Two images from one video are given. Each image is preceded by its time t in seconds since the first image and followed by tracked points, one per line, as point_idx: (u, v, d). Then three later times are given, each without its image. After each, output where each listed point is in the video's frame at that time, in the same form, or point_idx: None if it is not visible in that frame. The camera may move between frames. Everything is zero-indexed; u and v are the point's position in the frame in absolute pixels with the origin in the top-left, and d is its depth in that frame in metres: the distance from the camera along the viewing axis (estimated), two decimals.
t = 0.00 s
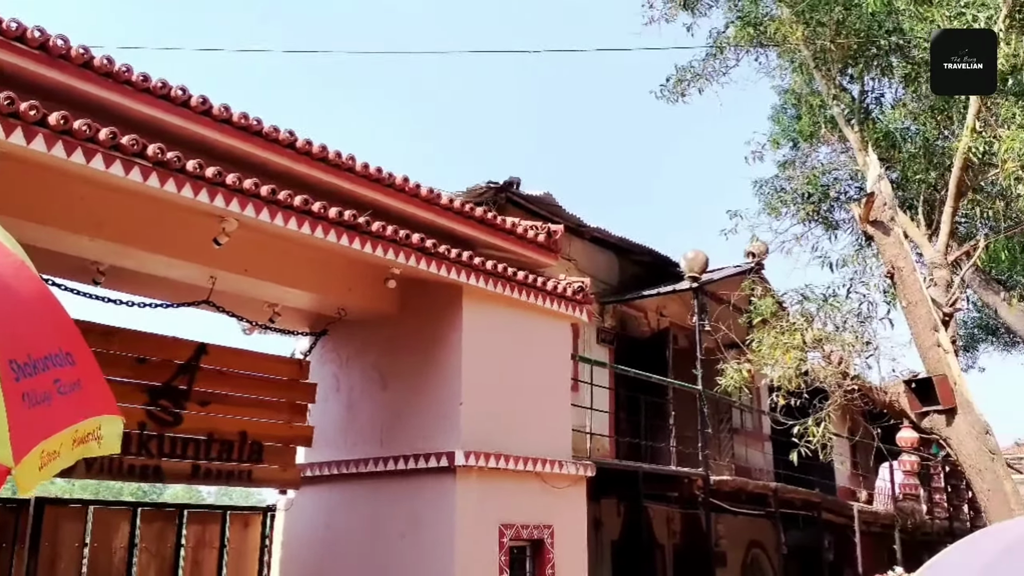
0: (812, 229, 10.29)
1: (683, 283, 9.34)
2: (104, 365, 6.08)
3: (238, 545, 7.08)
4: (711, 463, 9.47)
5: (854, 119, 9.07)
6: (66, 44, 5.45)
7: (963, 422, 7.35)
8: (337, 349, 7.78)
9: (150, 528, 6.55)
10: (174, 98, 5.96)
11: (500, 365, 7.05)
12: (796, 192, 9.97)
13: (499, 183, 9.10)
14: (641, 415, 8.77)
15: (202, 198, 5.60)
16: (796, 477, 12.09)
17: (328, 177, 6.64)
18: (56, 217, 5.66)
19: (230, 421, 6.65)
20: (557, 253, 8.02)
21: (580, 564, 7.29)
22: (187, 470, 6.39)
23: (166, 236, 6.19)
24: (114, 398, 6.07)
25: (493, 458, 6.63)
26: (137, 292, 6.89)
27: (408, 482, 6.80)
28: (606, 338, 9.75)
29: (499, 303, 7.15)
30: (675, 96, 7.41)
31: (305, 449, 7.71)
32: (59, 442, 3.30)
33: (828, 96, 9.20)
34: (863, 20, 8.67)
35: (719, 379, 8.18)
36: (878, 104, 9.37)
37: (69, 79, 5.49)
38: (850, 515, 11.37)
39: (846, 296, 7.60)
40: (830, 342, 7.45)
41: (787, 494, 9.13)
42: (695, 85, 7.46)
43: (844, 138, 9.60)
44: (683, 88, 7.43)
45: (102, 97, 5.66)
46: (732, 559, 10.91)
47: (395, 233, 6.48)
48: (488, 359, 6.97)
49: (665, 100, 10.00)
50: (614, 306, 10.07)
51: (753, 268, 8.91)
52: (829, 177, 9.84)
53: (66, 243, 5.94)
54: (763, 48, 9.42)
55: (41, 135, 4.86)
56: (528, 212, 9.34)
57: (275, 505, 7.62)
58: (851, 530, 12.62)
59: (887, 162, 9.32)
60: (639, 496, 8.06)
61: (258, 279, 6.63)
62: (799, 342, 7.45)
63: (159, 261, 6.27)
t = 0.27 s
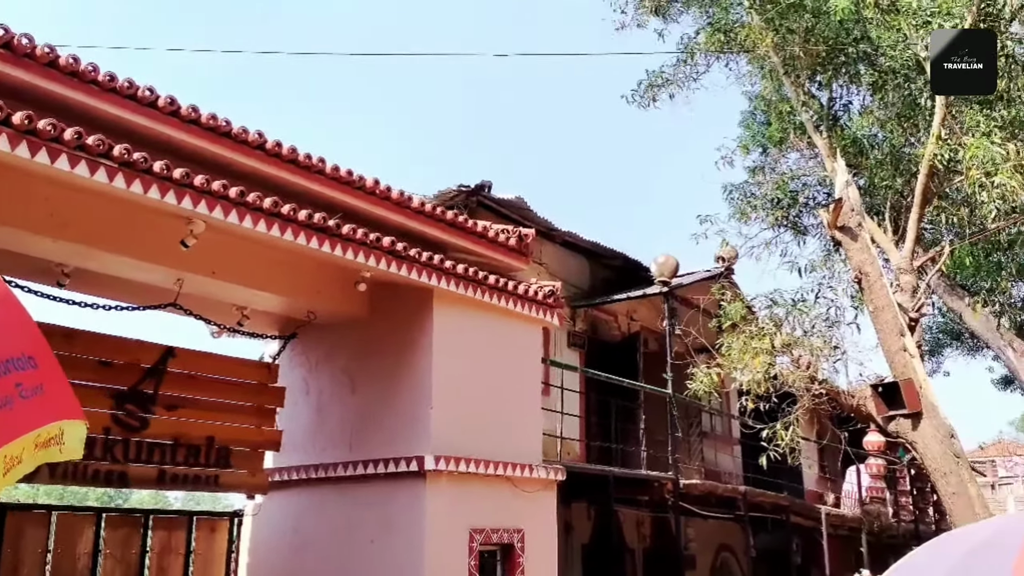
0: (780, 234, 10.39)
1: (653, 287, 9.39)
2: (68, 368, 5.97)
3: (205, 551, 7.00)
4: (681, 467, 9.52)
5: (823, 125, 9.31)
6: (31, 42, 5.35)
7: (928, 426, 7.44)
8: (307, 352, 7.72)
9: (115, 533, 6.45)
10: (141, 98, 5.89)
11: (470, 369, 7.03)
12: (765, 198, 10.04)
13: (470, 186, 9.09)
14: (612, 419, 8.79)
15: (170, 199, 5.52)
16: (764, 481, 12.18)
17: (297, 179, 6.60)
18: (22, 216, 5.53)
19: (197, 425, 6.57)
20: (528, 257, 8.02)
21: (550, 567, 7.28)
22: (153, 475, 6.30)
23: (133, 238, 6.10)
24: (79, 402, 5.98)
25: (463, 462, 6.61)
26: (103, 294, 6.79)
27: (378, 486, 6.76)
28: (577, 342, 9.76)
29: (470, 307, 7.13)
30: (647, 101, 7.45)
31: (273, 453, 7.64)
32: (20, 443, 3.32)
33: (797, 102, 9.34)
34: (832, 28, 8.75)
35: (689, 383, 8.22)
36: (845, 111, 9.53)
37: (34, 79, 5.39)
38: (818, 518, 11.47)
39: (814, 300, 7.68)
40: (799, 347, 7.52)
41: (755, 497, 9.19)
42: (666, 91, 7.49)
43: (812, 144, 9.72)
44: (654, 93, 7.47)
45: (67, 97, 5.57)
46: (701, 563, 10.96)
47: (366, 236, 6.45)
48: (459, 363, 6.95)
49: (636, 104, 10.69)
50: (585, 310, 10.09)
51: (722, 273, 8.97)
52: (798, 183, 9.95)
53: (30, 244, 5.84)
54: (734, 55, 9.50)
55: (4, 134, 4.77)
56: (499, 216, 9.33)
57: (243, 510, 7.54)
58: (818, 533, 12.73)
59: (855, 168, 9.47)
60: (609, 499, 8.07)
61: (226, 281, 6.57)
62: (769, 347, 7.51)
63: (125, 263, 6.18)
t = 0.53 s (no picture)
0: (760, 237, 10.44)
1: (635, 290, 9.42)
2: (46, 371, 5.93)
3: (184, 554, 6.96)
4: (662, 469, 9.55)
5: (803, 129, 9.40)
6: (8, 42, 5.30)
7: (907, 428, 7.49)
8: (287, 355, 7.69)
9: (93, 537, 6.41)
10: (120, 99, 5.85)
11: (452, 372, 7.03)
12: (746, 201, 10.06)
13: (452, 188, 9.09)
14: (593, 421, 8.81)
15: (149, 201, 5.49)
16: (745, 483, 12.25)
17: (278, 181, 6.58)
18: None
19: (176, 428, 6.54)
20: (510, 259, 8.03)
21: (531, 570, 7.28)
22: (131, 479, 6.27)
23: (112, 239, 6.06)
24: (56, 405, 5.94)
25: (445, 465, 6.60)
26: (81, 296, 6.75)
27: (358, 489, 6.74)
28: (559, 344, 9.78)
29: (452, 309, 7.13)
30: (628, 104, 7.47)
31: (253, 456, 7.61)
32: None
33: (778, 106, 9.43)
34: (812, 33, 8.86)
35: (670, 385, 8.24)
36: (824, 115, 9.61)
37: (12, 78, 5.35)
38: (797, 519, 11.55)
39: (794, 303, 7.73)
40: (779, 349, 7.57)
41: (735, 499, 9.24)
42: (648, 94, 7.52)
43: (793, 147, 9.76)
44: (635, 95, 7.50)
45: (45, 96, 5.53)
46: (682, 565, 11.00)
47: (347, 238, 6.43)
48: (440, 365, 6.95)
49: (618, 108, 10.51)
50: (567, 313, 10.10)
51: (703, 276, 9.01)
52: (778, 186, 10.02)
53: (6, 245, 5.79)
54: (715, 59, 9.56)
55: None
56: (481, 218, 9.34)
57: (222, 513, 7.50)
58: (798, 535, 12.81)
59: (835, 171, 9.56)
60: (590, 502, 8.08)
61: (205, 283, 6.54)
62: (749, 349, 7.55)
63: (103, 265, 6.14)
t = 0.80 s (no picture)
0: (751, 244, 10.48)
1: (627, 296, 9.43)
2: (36, 379, 5.91)
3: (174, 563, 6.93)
4: (653, 475, 9.56)
5: (793, 135, 9.32)
6: None
7: (897, 434, 7.51)
8: (278, 362, 7.68)
9: (82, 546, 6.38)
10: (110, 106, 5.84)
11: (443, 379, 7.02)
12: (736, 208, 10.12)
13: (443, 195, 9.09)
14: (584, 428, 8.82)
15: (139, 208, 5.48)
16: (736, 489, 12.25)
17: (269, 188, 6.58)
18: None
19: (166, 435, 6.51)
20: (501, 266, 8.04)
21: None
22: (121, 487, 6.24)
23: (101, 246, 6.05)
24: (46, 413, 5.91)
25: (436, 472, 6.59)
26: (70, 303, 6.72)
27: (349, 496, 6.73)
28: (550, 350, 9.80)
29: (443, 316, 7.13)
30: (619, 111, 7.49)
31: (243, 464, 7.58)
32: None
33: (767, 112, 9.38)
34: (802, 39, 8.82)
35: (662, 391, 8.25)
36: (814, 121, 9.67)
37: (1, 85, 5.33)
38: (789, 525, 11.57)
39: (785, 309, 7.74)
40: (770, 355, 7.59)
41: (727, 505, 9.25)
42: (638, 101, 7.54)
43: (783, 154, 9.81)
44: (626, 102, 7.51)
45: (35, 104, 5.52)
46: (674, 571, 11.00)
47: (337, 244, 6.42)
48: (431, 372, 6.94)
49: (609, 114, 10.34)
50: (558, 319, 10.12)
51: (694, 282, 9.04)
52: (769, 192, 10.06)
53: None
54: (705, 66, 9.60)
55: None
56: (472, 225, 9.35)
57: (212, 522, 7.48)
58: (789, 541, 12.83)
59: (825, 177, 9.63)
60: (582, 508, 8.08)
61: (196, 290, 6.52)
62: (740, 355, 7.56)
63: (93, 272, 6.12)
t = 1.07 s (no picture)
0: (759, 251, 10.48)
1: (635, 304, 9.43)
2: (48, 391, 5.94)
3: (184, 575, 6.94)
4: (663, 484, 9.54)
5: (801, 142, 9.43)
6: (8, 64, 5.34)
7: (909, 442, 7.48)
8: (286, 373, 7.70)
9: (93, 558, 6.40)
10: (121, 120, 5.88)
11: (451, 389, 7.03)
12: (744, 215, 10.12)
13: (450, 205, 9.11)
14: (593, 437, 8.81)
15: (149, 221, 5.51)
16: (746, 498, 12.21)
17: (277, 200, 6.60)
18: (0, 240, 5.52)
19: (177, 447, 6.53)
20: (509, 276, 8.04)
21: None
22: (131, 499, 6.27)
23: (111, 259, 6.08)
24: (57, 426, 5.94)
25: (445, 482, 6.59)
26: (80, 316, 6.76)
27: (359, 507, 6.73)
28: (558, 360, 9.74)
29: (451, 326, 7.13)
30: (625, 120, 7.50)
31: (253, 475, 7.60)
32: None
33: (775, 120, 9.46)
34: (808, 48, 8.79)
35: (671, 400, 8.24)
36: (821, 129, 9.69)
37: (13, 100, 5.38)
38: (800, 534, 11.52)
39: (793, 317, 7.72)
40: (779, 363, 7.56)
41: (737, 514, 9.22)
42: (645, 109, 7.55)
43: (790, 161, 9.81)
44: (633, 111, 7.53)
45: (47, 119, 5.57)
46: None
47: (346, 255, 6.44)
48: (440, 382, 6.95)
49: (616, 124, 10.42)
50: (566, 328, 10.12)
51: (703, 290, 9.03)
52: (776, 200, 10.06)
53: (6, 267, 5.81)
54: (712, 74, 9.61)
55: None
56: (480, 235, 9.36)
57: (222, 533, 7.49)
58: (800, 549, 12.77)
59: (833, 185, 9.57)
60: (591, 518, 8.06)
61: (205, 302, 6.55)
62: (749, 363, 7.54)
63: (103, 285, 6.16)
